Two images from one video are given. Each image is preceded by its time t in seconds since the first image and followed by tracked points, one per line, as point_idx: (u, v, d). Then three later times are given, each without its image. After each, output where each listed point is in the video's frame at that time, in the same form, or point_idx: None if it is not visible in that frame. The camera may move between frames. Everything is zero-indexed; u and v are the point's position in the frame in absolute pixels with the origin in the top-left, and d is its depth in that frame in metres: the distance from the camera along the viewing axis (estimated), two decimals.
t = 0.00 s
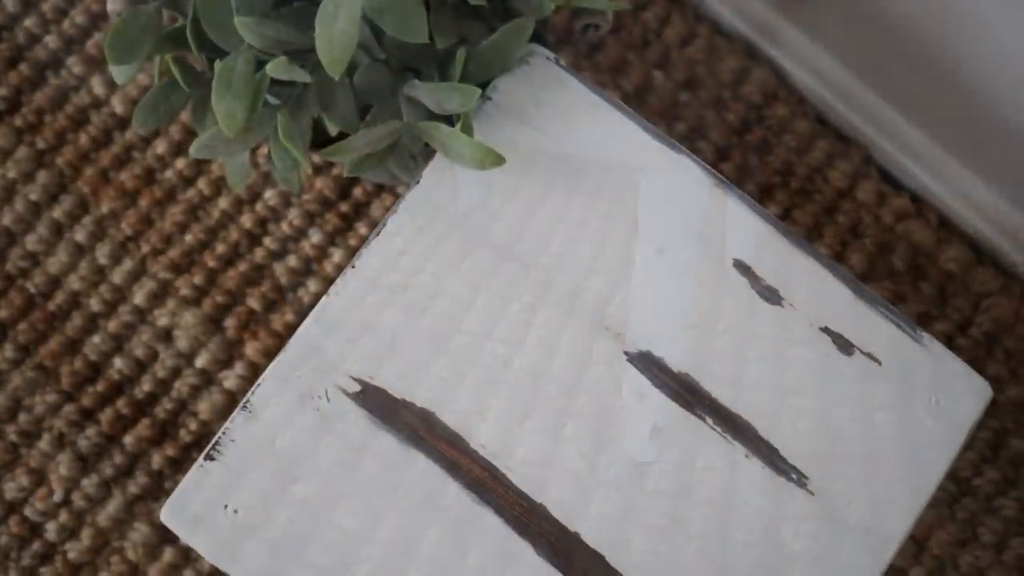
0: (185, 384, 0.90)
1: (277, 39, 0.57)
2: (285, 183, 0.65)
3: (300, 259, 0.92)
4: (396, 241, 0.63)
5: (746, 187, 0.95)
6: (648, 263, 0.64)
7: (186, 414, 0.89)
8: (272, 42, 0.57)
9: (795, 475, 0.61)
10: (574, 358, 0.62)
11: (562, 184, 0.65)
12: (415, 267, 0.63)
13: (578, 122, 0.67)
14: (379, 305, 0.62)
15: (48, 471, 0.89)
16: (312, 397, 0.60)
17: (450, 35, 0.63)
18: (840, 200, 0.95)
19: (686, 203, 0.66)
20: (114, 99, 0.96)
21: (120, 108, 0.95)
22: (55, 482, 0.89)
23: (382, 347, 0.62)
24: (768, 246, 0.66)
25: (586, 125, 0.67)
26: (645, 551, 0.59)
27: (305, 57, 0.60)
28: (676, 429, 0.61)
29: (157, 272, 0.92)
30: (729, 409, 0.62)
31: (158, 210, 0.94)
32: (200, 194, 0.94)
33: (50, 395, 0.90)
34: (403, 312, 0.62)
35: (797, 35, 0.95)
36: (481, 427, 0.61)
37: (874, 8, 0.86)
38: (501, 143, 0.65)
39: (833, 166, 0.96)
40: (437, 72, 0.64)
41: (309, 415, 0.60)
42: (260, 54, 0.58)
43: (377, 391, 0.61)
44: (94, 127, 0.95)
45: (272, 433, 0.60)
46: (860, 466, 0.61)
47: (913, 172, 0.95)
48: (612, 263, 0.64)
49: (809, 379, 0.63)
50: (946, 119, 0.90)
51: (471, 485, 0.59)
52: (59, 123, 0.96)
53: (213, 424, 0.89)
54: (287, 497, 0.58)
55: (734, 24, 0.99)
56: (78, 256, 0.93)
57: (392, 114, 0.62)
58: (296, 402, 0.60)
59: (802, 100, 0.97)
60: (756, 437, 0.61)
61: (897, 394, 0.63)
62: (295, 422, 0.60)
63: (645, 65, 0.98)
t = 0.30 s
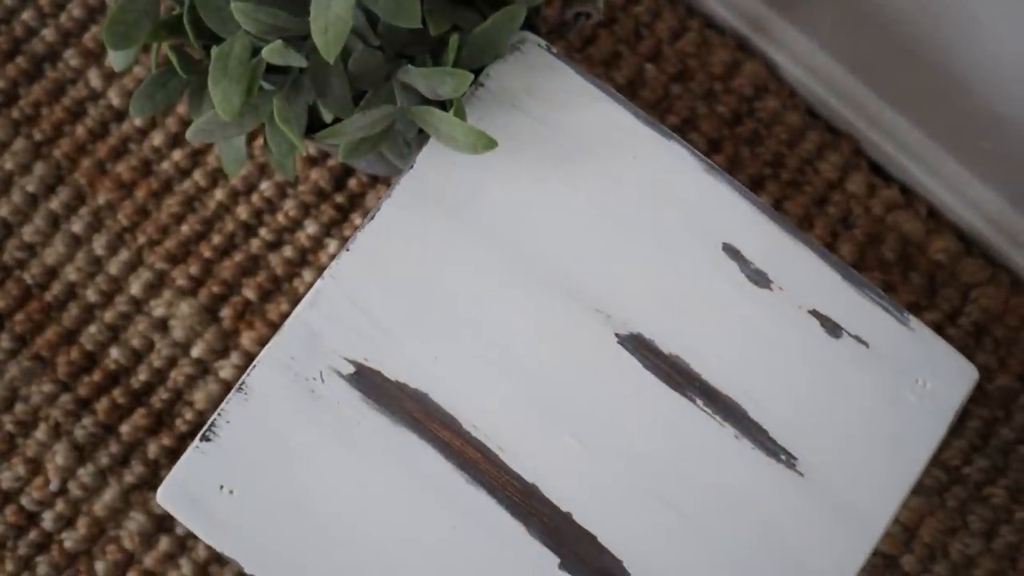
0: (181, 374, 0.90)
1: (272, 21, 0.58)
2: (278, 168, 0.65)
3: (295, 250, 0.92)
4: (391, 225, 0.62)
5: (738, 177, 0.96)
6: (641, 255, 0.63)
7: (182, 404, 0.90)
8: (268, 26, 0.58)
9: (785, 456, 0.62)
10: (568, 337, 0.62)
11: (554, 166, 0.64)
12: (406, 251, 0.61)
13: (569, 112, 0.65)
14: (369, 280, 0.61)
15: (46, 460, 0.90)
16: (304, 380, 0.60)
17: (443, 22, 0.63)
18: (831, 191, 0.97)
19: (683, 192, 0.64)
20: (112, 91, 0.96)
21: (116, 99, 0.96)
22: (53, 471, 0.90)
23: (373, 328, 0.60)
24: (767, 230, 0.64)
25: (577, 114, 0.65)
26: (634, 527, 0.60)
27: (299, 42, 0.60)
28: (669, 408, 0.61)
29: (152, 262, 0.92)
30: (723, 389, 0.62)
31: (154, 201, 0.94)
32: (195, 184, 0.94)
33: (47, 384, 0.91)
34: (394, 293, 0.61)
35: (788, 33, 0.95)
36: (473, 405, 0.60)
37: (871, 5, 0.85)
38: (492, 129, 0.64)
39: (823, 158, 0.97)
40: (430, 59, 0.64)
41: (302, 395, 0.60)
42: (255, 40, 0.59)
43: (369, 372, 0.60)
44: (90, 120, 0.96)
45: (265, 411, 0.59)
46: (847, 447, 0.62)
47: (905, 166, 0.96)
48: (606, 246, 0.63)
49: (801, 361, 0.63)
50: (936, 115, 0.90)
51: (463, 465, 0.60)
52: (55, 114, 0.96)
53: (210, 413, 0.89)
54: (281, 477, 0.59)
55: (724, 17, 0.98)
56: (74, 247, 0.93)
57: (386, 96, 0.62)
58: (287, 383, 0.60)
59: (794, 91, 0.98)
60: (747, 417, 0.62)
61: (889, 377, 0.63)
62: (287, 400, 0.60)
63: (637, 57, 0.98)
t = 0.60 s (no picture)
0: (178, 365, 0.90)
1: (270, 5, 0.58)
2: (276, 155, 0.66)
3: (292, 242, 0.92)
4: (388, 209, 0.62)
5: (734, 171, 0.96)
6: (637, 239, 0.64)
7: (178, 395, 0.90)
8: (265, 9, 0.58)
9: (781, 441, 0.62)
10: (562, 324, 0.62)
11: (551, 154, 0.64)
12: (402, 235, 0.62)
13: (567, 98, 0.65)
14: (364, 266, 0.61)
15: (42, 451, 0.90)
16: (300, 365, 0.60)
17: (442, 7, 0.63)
18: (827, 185, 0.97)
19: (679, 178, 0.65)
20: (109, 83, 0.96)
21: (114, 90, 0.96)
22: (47, 462, 0.89)
23: (370, 313, 0.61)
24: (762, 216, 0.65)
25: (575, 100, 0.65)
26: (630, 512, 0.60)
27: (297, 27, 0.61)
28: (663, 394, 0.62)
29: (149, 253, 0.92)
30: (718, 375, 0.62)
31: (152, 192, 0.94)
32: (192, 175, 0.94)
33: (41, 375, 0.90)
34: (392, 276, 0.61)
35: (784, 29, 0.95)
36: (470, 389, 0.60)
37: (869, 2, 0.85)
38: (490, 115, 0.64)
39: (819, 153, 0.97)
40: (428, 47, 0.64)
41: (298, 379, 0.60)
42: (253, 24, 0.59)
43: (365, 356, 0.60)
44: (88, 112, 0.95)
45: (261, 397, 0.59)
46: (843, 433, 0.63)
47: (901, 162, 0.96)
48: (602, 233, 0.63)
49: (796, 348, 0.63)
50: (933, 112, 0.90)
51: (459, 450, 0.60)
52: (52, 105, 0.95)
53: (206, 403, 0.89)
54: (277, 463, 0.59)
55: (721, 12, 0.99)
56: (70, 238, 0.93)
57: (383, 81, 0.62)
58: (283, 368, 0.60)
59: (790, 87, 0.98)
60: (743, 403, 0.62)
61: (884, 364, 0.64)
62: (284, 385, 0.60)
63: (634, 51, 0.98)
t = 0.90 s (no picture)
0: (175, 354, 0.90)
1: None
2: (274, 140, 0.66)
3: (290, 232, 0.92)
4: (383, 193, 0.62)
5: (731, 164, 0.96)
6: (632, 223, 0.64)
7: (175, 384, 0.90)
8: None
9: (775, 425, 0.62)
10: (556, 307, 0.62)
11: (546, 139, 0.65)
12: (399, 218, 0.62)
13: (563, 83, 0.66)
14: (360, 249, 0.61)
15: (39, 440, 0.90)
16: (296, 347, 0.60)
17: None
18: (823, 177, 0.98)
19: (674, 163, 0.65)
20: (108, 73, 0.96)
21: (112, 81, 0.96)
22: (44, 451, 0.89)
23: (365, 295, 0.61)
24: (757, 201, 0.65)
25: (570, 86, 0.66)
26: (625, 494, 0.60)
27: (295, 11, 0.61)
28: (658, 377, 0.62)
29: (147, 243, 0.93)
30: (712, 358, 0.62)
31: (149, 182, 0.94)
32: (190, 165, 0.94)
33: (38, 364, 0.90)
34: (388, 260, 0.61)
35: (781, 22, 0.96)
36: (465, 371, 0.60)
37: None
38: (486, 100, 0.65)
39: (815, 145, 0.98)
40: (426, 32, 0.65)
41: (293, 361, 0.60)
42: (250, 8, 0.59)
43: (360, 338, 0.60)
44: (86, 102, 0.96)
45: (257, 378, 0.60)
46: (837, 417, 0.63)
47: (898, 156, 0.97)
48: (597, 217, 0.64)
49: (790, 332, 0.63)
50: (930, 107, 0.91)
51: (454, 432, 0.60)
52: (51, 96, 0.96)
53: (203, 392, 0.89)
54: (272, 444, 0.59)
55: (717, 5, 0.99)
56: (68, 227, 0.93)
57: (380, 66, 0.63)
58: (279, 350, 0.60)
59: (785, 80, 0.99)
60: (738, 387, 0.62)
61: (877, 348, 0.64)
62: (279, 366, 0.60)
63: (631, 44, 0.99)
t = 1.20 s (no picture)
0: (173, 341, 0.91)
1: None
2: (270, 122, 0.67)
3: (287, 220, 0.93)
4: (378, 174, 0.63)
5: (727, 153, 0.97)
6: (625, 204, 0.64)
7: (173, 371, 0.91)
8: None
9: (767, 405, 0.62)
10: (551, 287, 0.62)
11: (540, 121, 0.65)
12: (393, 199, 0.63)
13: (556, 66, 0.66)
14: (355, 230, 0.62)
15: (37, 426, 0.90)
16: (292, 326, 0.61)
17: None
18: (818, 166, 0.98)
19: (667, 145, 0.66)
20: (107, 63, 0.97)
21: (111, 71, 0.97)
22: (42, 438, 0.90)
23: (361, 275, 0.61)
24: (749, 183, 0.65)
25: (564, 69, 0.66)
26: (618, 473, 0.61)
27: None
28: (651, 355, 0.62)
29: (146, 231, 0.93)
30: (705, 338, 0.63)
31: (148, 171, 0.94)
32: (188, 154, 0.95)
33: (37, 351, 0.91)
34: (382, 240, 0.62)
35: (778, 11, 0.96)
36: (459, 350, 0.61)
37: None
38: (480, 81, 0.65)
39: (810, 134, 0.98)
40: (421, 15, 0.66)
41: (289, 340, 0.60)
42: None
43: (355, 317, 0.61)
44: (86, 92, 0.96)
45: (253, 357, 0.60)
46: (829, 397, 0.63)
47: (894, 145, 0.97)
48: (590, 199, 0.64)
49: (783, 313, 0.64)
50: (927, 98, 0.91)
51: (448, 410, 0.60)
52: (50, 85, 0.96)
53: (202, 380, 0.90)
54: (268, 422, 0.59)
55: None
56: (67, 216, 0.94)
57: (375, 47, 0.63)
58: (275, 329, 0.60)
59: (781, 69, 0.99)
60: (730, 366, 0.63)
61: (869, 329, 0.64)
62: (276, 346, 0.60)
63: (627, 34, 0.99)
